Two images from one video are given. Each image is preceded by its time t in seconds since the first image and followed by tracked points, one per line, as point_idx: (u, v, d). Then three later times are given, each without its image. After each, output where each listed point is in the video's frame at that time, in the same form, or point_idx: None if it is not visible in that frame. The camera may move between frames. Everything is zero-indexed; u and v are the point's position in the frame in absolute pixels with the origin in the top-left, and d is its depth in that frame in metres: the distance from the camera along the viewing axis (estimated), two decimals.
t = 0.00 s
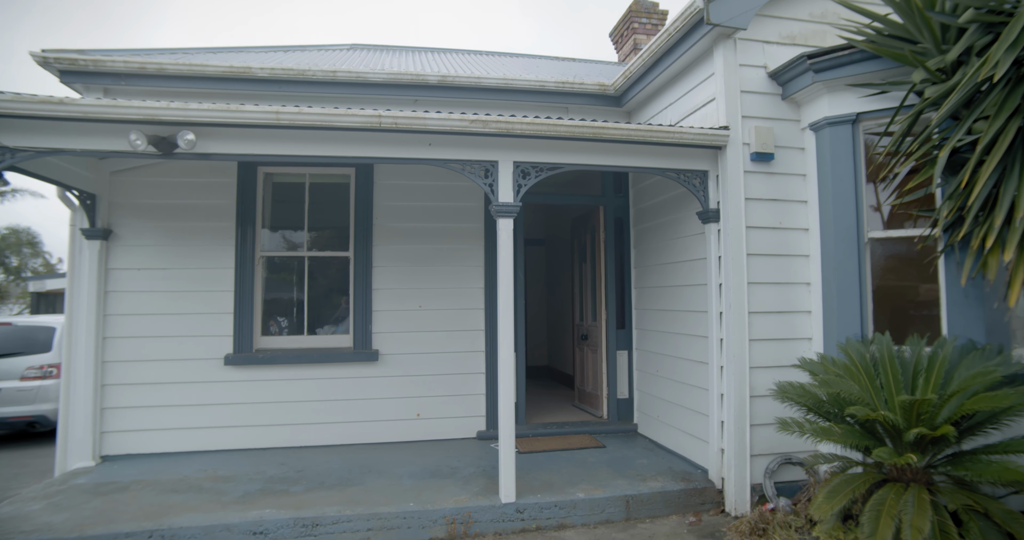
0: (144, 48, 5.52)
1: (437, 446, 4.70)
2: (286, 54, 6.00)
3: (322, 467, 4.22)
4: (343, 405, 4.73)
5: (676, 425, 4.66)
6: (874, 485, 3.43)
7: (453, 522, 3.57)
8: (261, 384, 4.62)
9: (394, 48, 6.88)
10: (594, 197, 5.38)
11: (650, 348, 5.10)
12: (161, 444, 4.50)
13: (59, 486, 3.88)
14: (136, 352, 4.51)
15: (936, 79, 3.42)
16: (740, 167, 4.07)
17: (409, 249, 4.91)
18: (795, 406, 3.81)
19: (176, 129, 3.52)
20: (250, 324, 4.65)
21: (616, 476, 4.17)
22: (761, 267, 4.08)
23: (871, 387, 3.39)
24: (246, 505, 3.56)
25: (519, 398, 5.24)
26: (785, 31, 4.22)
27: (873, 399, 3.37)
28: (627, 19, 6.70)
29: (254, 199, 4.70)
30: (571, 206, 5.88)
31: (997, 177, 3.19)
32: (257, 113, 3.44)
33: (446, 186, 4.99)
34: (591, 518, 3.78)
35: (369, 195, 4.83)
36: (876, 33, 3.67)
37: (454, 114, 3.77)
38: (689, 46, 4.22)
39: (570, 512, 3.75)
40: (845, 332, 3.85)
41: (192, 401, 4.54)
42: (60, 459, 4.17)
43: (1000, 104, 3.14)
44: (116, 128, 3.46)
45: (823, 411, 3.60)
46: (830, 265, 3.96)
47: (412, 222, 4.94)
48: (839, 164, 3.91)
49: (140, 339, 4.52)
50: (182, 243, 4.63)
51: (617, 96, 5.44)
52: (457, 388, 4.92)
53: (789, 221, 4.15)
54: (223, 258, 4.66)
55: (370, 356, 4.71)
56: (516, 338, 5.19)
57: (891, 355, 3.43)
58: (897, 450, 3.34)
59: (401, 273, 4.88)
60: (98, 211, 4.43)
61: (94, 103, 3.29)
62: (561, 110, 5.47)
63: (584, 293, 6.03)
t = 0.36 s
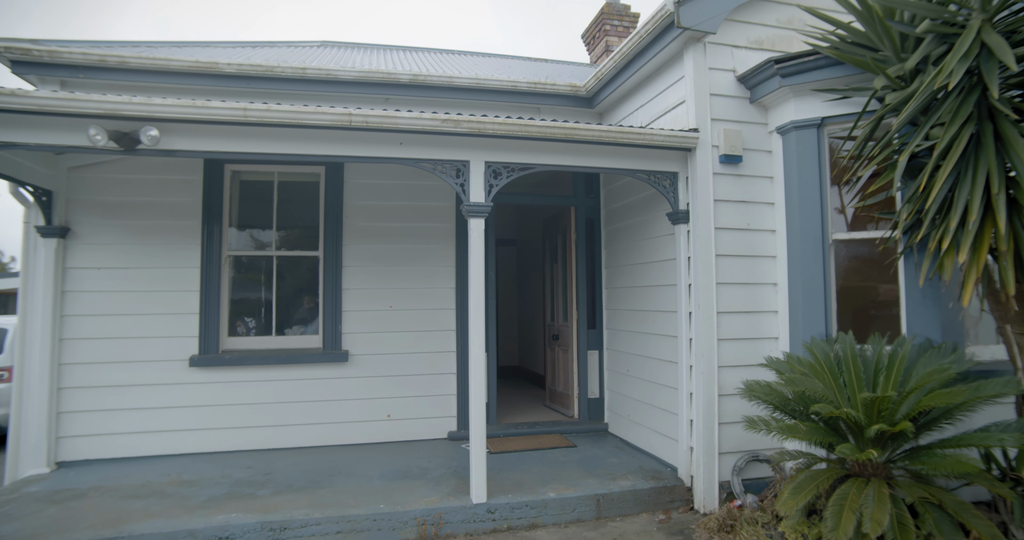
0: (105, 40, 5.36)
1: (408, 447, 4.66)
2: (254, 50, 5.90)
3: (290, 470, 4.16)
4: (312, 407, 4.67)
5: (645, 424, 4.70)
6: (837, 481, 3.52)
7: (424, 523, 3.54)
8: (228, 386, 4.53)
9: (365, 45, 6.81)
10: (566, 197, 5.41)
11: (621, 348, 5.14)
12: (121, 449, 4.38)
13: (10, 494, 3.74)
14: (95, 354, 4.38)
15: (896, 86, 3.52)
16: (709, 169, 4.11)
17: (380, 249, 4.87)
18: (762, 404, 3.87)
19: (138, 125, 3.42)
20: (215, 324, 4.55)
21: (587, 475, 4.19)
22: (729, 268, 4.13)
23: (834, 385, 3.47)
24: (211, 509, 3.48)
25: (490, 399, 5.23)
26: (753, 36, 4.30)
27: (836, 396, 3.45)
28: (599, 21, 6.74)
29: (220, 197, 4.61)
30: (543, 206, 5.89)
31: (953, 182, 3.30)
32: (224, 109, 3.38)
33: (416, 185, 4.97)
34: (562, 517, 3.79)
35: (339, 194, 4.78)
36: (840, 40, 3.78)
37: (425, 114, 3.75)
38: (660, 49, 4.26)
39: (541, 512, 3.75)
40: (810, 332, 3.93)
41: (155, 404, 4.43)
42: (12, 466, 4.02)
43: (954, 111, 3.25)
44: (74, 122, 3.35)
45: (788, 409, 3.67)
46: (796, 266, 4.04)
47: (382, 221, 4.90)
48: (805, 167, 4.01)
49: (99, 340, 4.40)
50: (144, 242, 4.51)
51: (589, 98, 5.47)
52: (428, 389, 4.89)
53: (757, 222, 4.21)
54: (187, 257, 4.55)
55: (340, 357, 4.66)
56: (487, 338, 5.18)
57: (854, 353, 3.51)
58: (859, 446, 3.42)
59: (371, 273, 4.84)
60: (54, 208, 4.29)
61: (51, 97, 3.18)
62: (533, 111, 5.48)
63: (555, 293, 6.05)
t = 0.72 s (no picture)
0: (60, 31, 5.19)
1: (375, 449, 4.62)
2: (218, 45, 5.78)
3: (255, 474, 4.08)
4: (277, 408, 4.60)
5: (613, 423, 4.75)
6: (799, 476, 3.60)
7: (392, 525, 3.51)
8: (189, 388, 4.43)
9: (333, 42, 6.73)
10: (535, 198, 5.43)
11: (589, 347, 5.18)
12: (75, 454, 4.24)
13: None
14: (49, 356, 4.24)
15: (855, 92, 3.62)
16: (676, 171, 4.16)
17: (347, 249, 4.82)
18: (728, 403, 3.93)
19: (94, 119, 3.32)
20: (177, 325, 4.45)
21: (556, 474, 4.21)
22: (695, 268, 4.18)
23: (797, 384, 3.56)
24: (172, 515, 3.40)
25: (458, 399, 5.22)
26: (719, 40, 4.37)
27: (799, 394, 3.53)
28: (569, 22, 6.78)
29: (183, 195, 4.50)
30: (512, 206, 5.89)
31: (908, 186, 3.40)
32: (185, 105, 3.29)
33: (384, 184, 4.93)
34: (530, 517, 3.80)
35: (305, 192, 4.72)
36: (802, 46, 3.87)
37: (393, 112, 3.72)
38: (628, 52, 4.30)
39: (510, 512, 3.76)
40: (774, 331, 4.01)
41: (112, 407, 4.31)
42: None
43: (909, 118, 3.36)
44: (25, 115, 3.23)
45: (753, 408, 3.74)
46: (760, 266, 4.11)
47: (349, 221, 4.85)
48: (769, 169, 4.09)
49: (53, 342, 4.26)
50: (101, 240, 4.38)
51: (558, 99, 5.49)
52: (396, 389, 4.86)
53: (723, 224, 4.27)
54: (147, 256, 4.44)
55: (306, 358, 4.60)
56: (456, 339, 5.17)
57: (816, 352, 3.59)
58: (820, 442, 3.50)
59: (338, 273, 4.79)
60: (4, 204, 4.13)
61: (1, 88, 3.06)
62: (503, 111, 5.49)
63: (524, 293, 6.06)
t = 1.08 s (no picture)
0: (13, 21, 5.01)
1: (343, 451, 4.58)
2: (181, 38, 5.66)
3: (219, 477, 4.00)
4: (242, 410, 4.52)
5: (583, 423, 4.78)
6: (765, 473, 3.67)
7: (360, 527, 3.47)
8: (151, 391, 4.32)
9: (302, 39, 6.64)
10: (505, 198, 5.43)
11: (558, 347, 5.20)
12: (29, 460, 4.09)
13: None
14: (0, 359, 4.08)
15: (818, 97, 3.70)
16: (645, 172, 4.19)
17: (314, 248, 4.76)
18: (695, 401, 3.97)
19: (48, 112, 3.19)
20: (137, 325, 4.34)
21: (525, 474, 4.21)
22: (664, 269, 4.22)
23: (762, 382, 3.62)
24: (131, 522, 3.30)
25: (428, 400, 5.19)
26: (688, 44, 4.43)
27: (764, 392, 3.61)
28: (540, 23, 6.80)
29: (144, 192, 4.39)
30: (482, 206, 5.89)
31: (868, 189, 3.50)
32: (146, 100, 3.20)
33: (352, 183, 4.89)
34: (500, 517, 3.80)
35: (272, 190, 4.65)
36: (768, 51, 3.94)
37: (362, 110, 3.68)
38: (599, 53, 4.33)
39: (479, 512, 3.75)
40: (740, 331, 4.08)
41: (68, 411, 4.17)
42: None
43: (869, 123, 3.44)
44: None
45: (719, 406, 3.80)
46: (727, 267, 4.18)
47: (316, 220, 4.79)
48: (735, 171, 4.16)
49: (5, 344, 4.10)
50: (57, 238, 4.24)
51: (528, 99, 5.51)
52: (365, 390, 4.82)
53: (690, 225, 4.33)
54: (107, 255, 4.31)
55: (272, 359, 4.53)
56: (426, 339, 5.14)
57: (780, 351, 3.66)
58: (784, 439, 3.58)
59: (305, 273, 4.73)
60: None
61: None
62: (473, 111, 5.48)
63: (494, 293, 6.05)
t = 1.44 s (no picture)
0: None
1: (315, 453, 4.53)
2: (148, 32, 5.54)
3: (186, 482, 3.91)
4: (211, 413, 4.44)
5: (556, 423, 4.79)
6: (735, 471, 3.72)
7: (332, 530, 3.43)
8: (115, 393, 4.21)
9: (273, 35, 6.54)
10: (479, 198, 5.42)
11: (532, 348, 5.22)
12: None
13: None
14: None
15: (787, 101, 3.76)
16: (618, 174, 4.22)
17: (285, 247, 4.71)
18: (667, 401, 4.01)
19: (5, 106, 3.08)
20: (101, 326, 4.23)
21: (499, 475, 4.21)
22: (637, 269, 4.25)
23: (732, 381, 3.67)
24: (93, 529, 3.21)
25: (401, 401, 5.16)
26: (661, 47, 4.47)
27: (734, 391, 3.66)
28: (515, 23, 6.81)
29: (108, 190, 4.28)
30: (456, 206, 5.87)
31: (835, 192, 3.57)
32: (109, 94, 3.10)
33: (324, 183, 4.84)
34: (474, 518, 3.79)
35: (242, 189, 4.58)
36: (739, 55, 4.00)
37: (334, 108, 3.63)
38: (573, 55, 4.35)
39: (453, 513, 3.73)
40: (711, 330, 4.13)
41: (27, 415, 4.04)
42: None
43: (836, 128, 3.51)
44: None
45: (691, 405, 3.85)
46: (698, 267, 4.23)
47: (287, 219, 4.74)
48: (707, 173, 4.21)
49: None
50: (16, 236, 4.10)
51: (502, 100, 5.52)
52: (337, 391, 4.78)
53: (662, 225, 4.36)
54: (68, 254, 4.19)
55: (242, 360, 4.47)
56: (400, 339, 5.11)
57: (750, 351, 3.71)
58: (754, 437, 3.63)
59: (276, 272, 4.67)
60: None
61: None
62: (447, 110, 5.47)
63: (467, 293, 6.04)
